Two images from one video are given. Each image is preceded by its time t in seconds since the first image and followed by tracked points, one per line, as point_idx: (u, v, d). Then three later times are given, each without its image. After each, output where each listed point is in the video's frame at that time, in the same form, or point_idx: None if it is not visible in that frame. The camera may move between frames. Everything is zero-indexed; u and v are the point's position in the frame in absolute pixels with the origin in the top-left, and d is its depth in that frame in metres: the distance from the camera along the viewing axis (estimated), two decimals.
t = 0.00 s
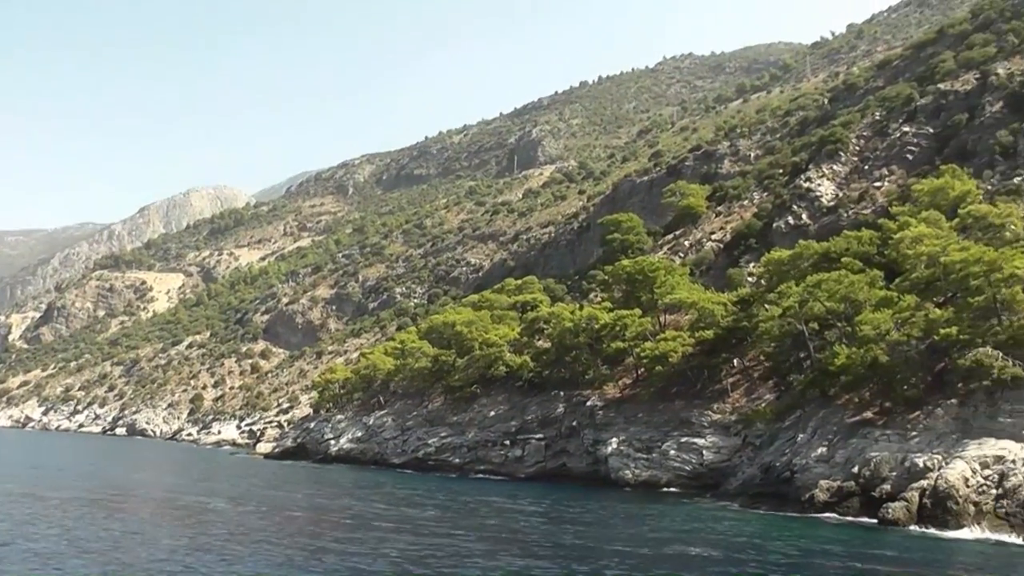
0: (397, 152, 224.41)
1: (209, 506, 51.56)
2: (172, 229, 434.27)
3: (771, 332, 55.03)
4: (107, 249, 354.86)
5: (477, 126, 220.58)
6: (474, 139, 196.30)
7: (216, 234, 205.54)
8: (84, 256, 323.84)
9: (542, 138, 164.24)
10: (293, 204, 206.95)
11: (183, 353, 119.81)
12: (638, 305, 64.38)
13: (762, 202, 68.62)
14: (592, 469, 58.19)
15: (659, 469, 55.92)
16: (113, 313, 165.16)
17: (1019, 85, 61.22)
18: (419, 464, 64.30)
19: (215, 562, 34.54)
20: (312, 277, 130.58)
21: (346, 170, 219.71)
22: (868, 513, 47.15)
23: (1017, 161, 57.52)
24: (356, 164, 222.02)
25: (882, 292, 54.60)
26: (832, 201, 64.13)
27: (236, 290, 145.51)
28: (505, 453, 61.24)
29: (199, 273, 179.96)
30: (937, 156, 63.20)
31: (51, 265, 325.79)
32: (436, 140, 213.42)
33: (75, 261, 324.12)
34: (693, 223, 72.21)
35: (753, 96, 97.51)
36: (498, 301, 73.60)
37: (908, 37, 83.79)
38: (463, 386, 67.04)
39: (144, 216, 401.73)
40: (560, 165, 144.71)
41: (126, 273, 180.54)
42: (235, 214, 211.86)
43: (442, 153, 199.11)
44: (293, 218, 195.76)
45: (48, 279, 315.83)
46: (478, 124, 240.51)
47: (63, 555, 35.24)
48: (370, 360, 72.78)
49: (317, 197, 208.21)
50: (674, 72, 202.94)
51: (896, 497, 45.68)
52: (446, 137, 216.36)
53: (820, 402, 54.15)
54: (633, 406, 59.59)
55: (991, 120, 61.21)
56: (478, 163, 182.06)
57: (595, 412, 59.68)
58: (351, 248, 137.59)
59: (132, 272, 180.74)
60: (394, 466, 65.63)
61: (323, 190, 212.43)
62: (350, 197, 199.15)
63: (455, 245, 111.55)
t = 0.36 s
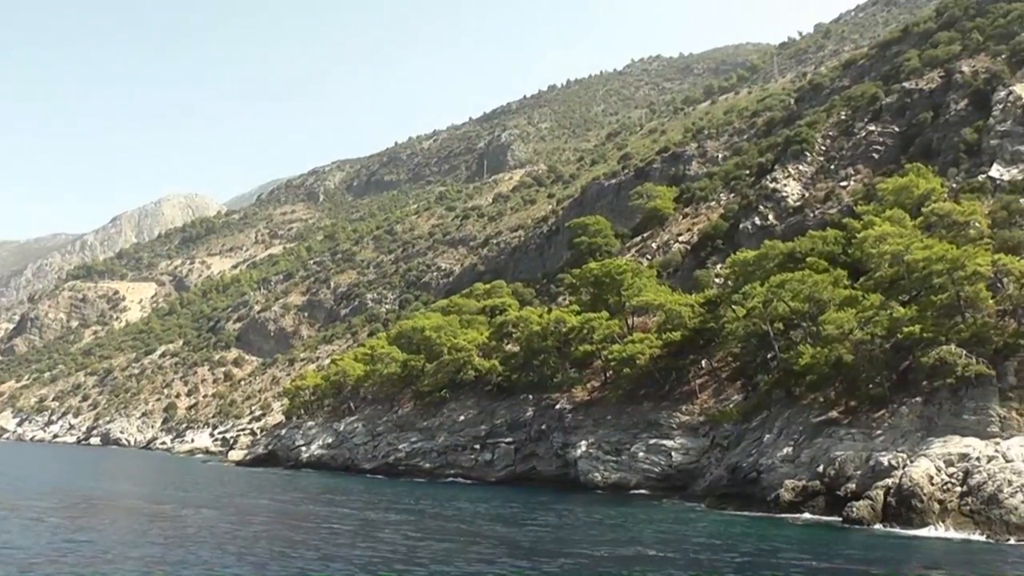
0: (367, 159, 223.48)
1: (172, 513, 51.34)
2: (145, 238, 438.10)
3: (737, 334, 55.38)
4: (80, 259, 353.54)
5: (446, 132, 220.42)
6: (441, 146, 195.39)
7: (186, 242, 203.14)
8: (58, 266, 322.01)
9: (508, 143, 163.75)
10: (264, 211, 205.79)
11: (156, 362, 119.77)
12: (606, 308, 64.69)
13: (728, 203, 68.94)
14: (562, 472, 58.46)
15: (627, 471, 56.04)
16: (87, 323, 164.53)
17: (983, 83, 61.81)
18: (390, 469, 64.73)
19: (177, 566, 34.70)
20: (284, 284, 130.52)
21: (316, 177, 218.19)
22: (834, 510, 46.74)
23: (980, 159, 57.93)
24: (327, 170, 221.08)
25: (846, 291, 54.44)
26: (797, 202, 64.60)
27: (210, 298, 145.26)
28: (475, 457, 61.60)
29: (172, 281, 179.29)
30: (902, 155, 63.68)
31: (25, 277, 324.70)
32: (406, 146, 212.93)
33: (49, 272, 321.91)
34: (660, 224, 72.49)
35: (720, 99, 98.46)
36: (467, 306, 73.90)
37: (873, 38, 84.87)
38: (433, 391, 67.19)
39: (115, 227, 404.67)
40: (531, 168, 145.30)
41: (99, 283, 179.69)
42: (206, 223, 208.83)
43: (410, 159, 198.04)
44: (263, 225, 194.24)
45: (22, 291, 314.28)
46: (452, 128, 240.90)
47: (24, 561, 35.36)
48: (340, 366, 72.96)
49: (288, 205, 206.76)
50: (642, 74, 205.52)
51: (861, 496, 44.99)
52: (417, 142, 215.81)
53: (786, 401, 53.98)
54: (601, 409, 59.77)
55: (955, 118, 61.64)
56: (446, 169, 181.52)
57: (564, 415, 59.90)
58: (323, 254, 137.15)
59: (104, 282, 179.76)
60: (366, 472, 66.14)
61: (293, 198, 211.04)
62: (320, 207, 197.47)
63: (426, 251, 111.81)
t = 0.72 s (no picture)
0: (366, 163, 223.60)
1: (173, 517, 51.91)
2: (144, 242, 439.99)
3: (728, 334, 55.74)
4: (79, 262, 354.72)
5: (444, 135, 220.58)
6: (444, 148, 196.14)
7: (186, 246, 204.24)
8: (56, 270, 322.38)
9: (509, 145, 163.81)
10: (264, 214, 206.51)
11: (155, 366, 120.18)
12: (600, 309, 64.50)
13: (723, 205, 69.04)
14: (557, 474, 58.51)
15: (621, 472, 56.12)
16: (85, 327, 164.96)
17: (974, 85, 62.79)
18: (386, 471, 64.70)
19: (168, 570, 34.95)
20: (282, 287, 130.84)
21: (317, 181, 219.11)
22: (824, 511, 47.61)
23: (970, 160, 59.05)
24: (327, 173, 221.54)
25: (835, 292, 54.89)
26: (792, 203, 64.79)
27: (209, 302, 145.63)
28: (471, 459, 61.65)
29: (171, 285, 179.77)
30: (895, 156, 64.43)
31: (23, 281, 326.03)
32: (407, 149, 213.34)
33: (47, 276, 321.93)
34: (655, 226, 72.39)
35: (718, 101, 98.87)
36: (463, 308, 73.93)
37: (870, 39, 85.25)
38: (428, 394, 67.25)
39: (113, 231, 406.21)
40: (529, 171, 145.49)
41: (98, 287, 180.00)
42: (205, 226, 210.15)
43: (413, 162, 198.96)
44: (263, 229, 195.01)
45: (21, 295, 315.09)
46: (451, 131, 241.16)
47: (19, 566, 35.67)
48: (336, 369, 73.01)
49: (288, 208, 207.51)
50: (640, 76, 205.86)
51: (849, 494, 46.36)
52: (414, 145, 215.73)
53: (777, 401, 54.68)
54: (596, 411, 59.83)
55: (948, 120, 62.52)
56: (446, 171, 181.80)
57: (559, 417, 59.99)
58: (321, 257, 137.73)
59: (103, 286, 179.92)
60: (361, 475, 66.16)
61: (293, 202, 211.66)
62: (320, 208, 198.00)
63: (425, 254, 111.96)
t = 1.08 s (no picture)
0: (351, 166, 223.47)
1: (164, 521, 52.12)
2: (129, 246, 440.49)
3: (707, 336, 56.24)
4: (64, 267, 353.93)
5: (428, 138, 220.66)
6: (431, 151, 196.71)
7: (172, 250, 203.89)
8: (41, 274, 321.85)
9: (495, 149, 164.25)
10: (250, 218, 206.20)
11: (140, 371, 120.09)
12: (581, 312, 64.63)
13: (705, 207, 69.54)
14: (538, 477, 58.52)
15: (603, 475, 56.18)
16: (70, 332, 164.44)
17: (951, 90, 66.43)
18: (368, 475, 64.78)
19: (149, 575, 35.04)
20: (267, 291, 130.97)
21: (302, 184, 218.86)
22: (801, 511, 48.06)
23: (947, 163, 62.84)
24: (313, 177, 221.29)
25: (813, 293, 56.42)
26: (772, 206, 65.34)
27: (195, 307, 145.59)
28: (453, 462, 61.73)
29: (157, 290, 179.37)
30: (875, 159, 67.10)
31: (7, 286, 325.46)
32: (392, 153, 213.53)
33: (32, 281, 320.59)
34: (638, 228, 72.44)
35: (703, 103, 98.86)
36: (445, 312, 74.13)
37: (852, 43, 86.25)
38: (411, 397, 67.44)
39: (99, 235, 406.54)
40: (514, 174, 146.26)
41: (82, 292, 179.51)
42: (191, 230, 209.93)
43: (399, 165, 199.23)
44: (248, 233, 194.88)
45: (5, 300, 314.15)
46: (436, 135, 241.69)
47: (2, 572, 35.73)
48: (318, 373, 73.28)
49: (274, 212, 207.29)
50: (625, 79, 207.26)
51: (823, 494, 47.46)
52: (399, 149, 215.72)
53: (755, 402, 55.51)
54: (577, 413, 59.97)
55: (926, 123, 66.09)
56: (432, 175, 182.20)
57: (541, 419, 60.17)
58: (307, 261, 137.99)
59: (87, 291, 179.41)
60: (344, 478, 66.27)
61: (278, 205, 211.39)
62: (307, 212, 198.02)
63: (409, 257, 112.38)
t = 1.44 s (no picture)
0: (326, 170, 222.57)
1: (136, 529, 52.06)
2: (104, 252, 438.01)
3: (674, 339, 56.23)
4: (36, 274, 350.97)
5: (402, 142, 220.21)
6: (404, 155, 196.19)
7: (146, 256, 202.70)
8: (14, 283, 319.24)
9: (468, 153, 164.41)
10: (223, 224, 205.18)
11: (113, 379, 119.60)
12: (551, 315, 64.89)
13: (674, 210, 70.01)
14: (508, 480, 58.56)
15: (572, 477, 56.37)
16: (43, 341, 163.24)
17: (917, 91, 67.48)
18: (339, 480, 64.84)
19: None
20: (241, 297, 130.74)
21: (275, 188, 217.49)
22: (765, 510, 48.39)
23: (913, 163, 64.01)
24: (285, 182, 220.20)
25: (778, 294, 57.01)
26: (741, 208, 65.87)
27: (169, 313, 145.08)
28: (424, 466, 61.81)
29: (131, 297, 178.34)
30: (842, 160, 68.01)
31: None
32: (366, 157, 213.13)
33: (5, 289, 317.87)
34: (608, 231, 72.84)
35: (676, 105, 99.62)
36: (417, 316, 74.28)
37: (821, 46, 87.22)
38: (382, 402, 67.56)
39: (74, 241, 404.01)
40: (487, 178, 146.87)
41: (56, 300, 178.16)
42: (165, 236, 208.89)
43: (372, 170, 198.53)
44: (222, 239, 194.05)
45: None
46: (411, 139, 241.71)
47: None
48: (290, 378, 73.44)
49: (246, 217, 206.15)
50: (598, 82, 208.27)
51: (788, 494, 47.97)
52: (373, 153, 215.05)
53: (722, 403, 55.81)
54: (547, 416, 60.20)
55: (893, 124, 67.07)
56: (405, 180, 181.89)
57: (511, 423, 60.41)
58: (281, 267, 137.86)
59: (61, 299, 178.11)
60: (315, 484, 66.28)
61: (251, 210, 210.34)
62: (280, 218, 197.16)
63: (382, 262, 112.60)
